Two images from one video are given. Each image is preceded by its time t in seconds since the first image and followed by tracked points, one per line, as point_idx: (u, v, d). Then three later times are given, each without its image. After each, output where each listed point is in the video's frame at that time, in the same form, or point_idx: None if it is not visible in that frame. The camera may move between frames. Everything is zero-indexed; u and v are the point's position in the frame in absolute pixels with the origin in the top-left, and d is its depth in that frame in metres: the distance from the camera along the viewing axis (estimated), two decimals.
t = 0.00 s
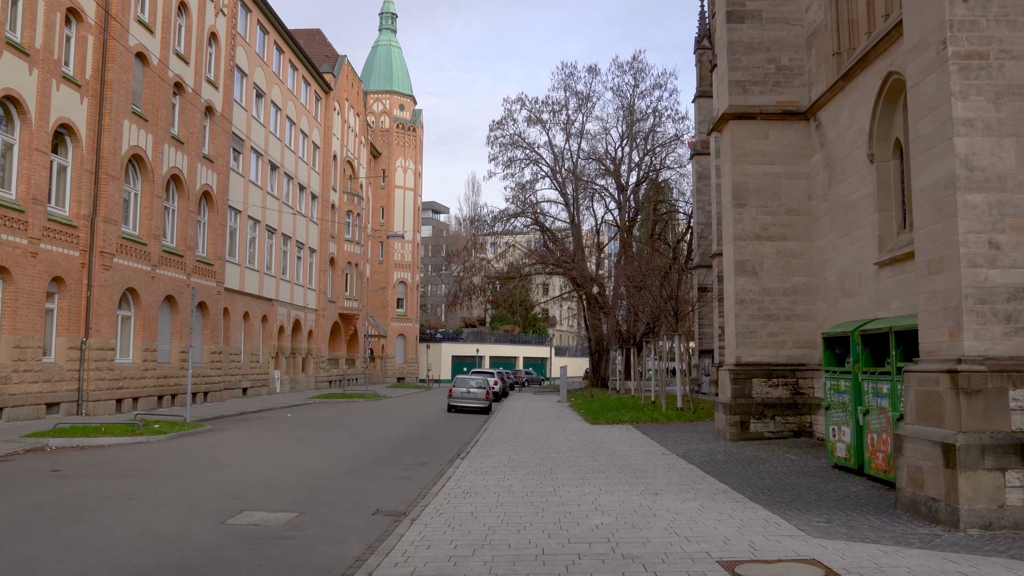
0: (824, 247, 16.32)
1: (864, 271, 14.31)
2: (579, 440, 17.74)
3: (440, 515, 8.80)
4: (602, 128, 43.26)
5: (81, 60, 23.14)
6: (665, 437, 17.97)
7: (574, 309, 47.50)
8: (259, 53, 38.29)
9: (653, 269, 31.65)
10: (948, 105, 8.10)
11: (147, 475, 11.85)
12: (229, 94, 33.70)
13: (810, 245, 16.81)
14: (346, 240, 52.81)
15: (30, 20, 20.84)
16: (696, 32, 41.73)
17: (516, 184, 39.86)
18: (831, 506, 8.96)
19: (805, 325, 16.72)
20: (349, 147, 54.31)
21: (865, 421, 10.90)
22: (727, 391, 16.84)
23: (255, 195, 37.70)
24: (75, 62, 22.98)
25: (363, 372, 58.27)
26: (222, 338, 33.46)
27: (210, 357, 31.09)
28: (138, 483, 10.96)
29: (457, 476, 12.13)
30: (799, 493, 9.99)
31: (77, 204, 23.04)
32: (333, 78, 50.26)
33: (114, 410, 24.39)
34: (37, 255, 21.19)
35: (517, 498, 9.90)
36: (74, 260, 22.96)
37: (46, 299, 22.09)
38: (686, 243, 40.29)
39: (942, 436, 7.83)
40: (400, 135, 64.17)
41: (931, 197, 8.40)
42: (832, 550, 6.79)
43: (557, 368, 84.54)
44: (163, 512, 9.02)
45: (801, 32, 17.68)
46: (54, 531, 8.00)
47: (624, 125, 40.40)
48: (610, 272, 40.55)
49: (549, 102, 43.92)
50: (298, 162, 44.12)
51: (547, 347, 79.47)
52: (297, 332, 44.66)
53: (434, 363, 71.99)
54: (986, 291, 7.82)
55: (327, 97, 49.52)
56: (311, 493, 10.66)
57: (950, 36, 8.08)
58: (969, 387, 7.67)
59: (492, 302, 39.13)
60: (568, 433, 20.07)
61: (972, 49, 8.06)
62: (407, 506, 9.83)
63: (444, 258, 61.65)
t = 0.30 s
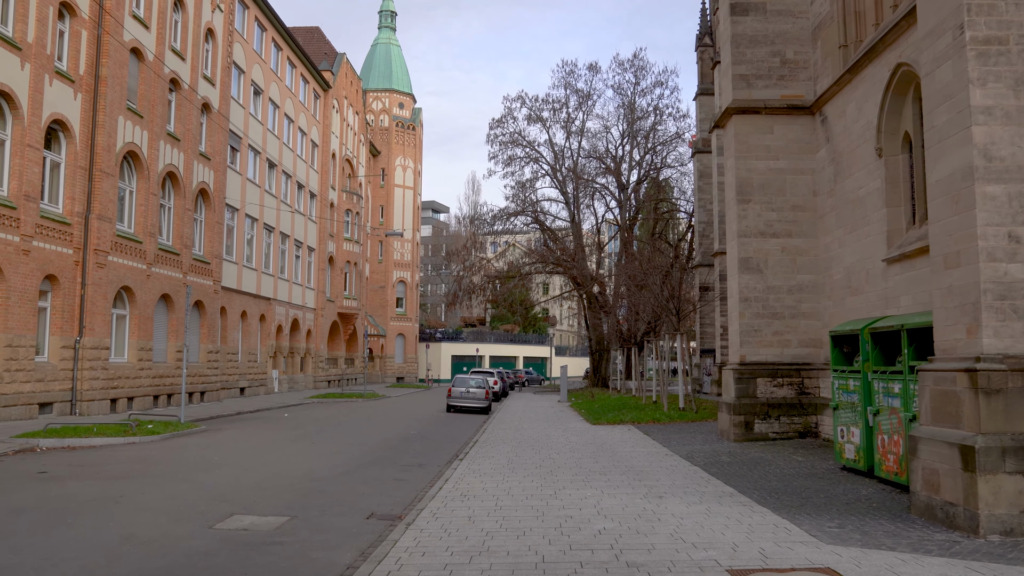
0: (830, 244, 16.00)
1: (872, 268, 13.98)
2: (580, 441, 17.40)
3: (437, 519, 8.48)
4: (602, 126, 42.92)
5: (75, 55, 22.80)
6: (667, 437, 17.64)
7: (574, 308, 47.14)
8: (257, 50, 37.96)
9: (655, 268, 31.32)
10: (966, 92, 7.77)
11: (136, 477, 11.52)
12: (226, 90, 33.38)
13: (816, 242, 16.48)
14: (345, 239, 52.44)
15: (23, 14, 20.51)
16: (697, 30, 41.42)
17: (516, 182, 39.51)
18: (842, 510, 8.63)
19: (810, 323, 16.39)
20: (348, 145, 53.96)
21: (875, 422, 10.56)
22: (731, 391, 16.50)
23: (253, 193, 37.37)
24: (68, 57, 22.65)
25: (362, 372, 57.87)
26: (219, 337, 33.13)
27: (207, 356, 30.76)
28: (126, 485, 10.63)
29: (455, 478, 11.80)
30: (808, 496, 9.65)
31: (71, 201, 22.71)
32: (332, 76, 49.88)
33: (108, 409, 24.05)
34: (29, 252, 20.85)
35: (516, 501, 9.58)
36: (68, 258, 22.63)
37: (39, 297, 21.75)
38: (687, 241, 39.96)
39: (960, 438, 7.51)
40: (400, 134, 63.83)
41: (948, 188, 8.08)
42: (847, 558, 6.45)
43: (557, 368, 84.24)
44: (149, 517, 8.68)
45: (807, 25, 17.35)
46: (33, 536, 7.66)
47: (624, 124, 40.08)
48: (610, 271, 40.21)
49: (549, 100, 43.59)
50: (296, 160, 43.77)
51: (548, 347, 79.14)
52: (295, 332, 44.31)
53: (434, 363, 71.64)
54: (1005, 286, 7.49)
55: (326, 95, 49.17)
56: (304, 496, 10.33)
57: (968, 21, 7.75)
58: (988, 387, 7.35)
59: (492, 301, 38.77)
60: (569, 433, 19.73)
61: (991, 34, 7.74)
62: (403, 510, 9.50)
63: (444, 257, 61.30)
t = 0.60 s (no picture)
0: (837, 241, 15.68)
1: (881, 265, 13.67)
2: (582, 441, 17.09)
3: (435, 523, 8.17)
4: (603, 124, 42.62)
5: (70, 50, 22.53)
6: (670, 437, 17.34)
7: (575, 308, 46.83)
8: (255, 47, 37.66)
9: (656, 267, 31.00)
10: (985, 79, 7.48)
11: (126, 479, 11.21)
12: (223, 87, 33.07)
13: (822, 239, 16.16)
14: (345, 238, 52.11)
15: (15, 8, 20.21)
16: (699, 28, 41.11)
17: (516, 181, 39.21)
18: (855, 514, 8.32)
19: (816, 322, 16.09)
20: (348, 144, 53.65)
21: (887, 422, 10.26)
22: (735, 391, 16.20)
23: (251, 191, 37.08)
24: (62, 52, 22.34)
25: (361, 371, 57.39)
26: (217, 336, 32.84)
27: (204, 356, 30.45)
28: (115, 487, 10.33)
29: (455, 479, 11.49)
30: (819, 498, 9.34)
31: (65, 198, 22.41)
32: (331, 74, 49.57)
33: (103, 409, 23.75)
34: (22, 250, 20.56)
35: (517, 504, 9.27)
36: (62, 256, 22.33)
37: (32, 295, 21.46)
38: (688, 240, 39.67)
39: (981, 439, 7.20)
40: (399, 133, 63.53)
41: (966, 179, 7.77)
42: (865, 566, 6.14)
43: (557, 368, 83.98)
44: (137, 520, 8.37)
45: (813, 18, 17.05)
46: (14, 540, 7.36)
47: (626, 123, 39.80)
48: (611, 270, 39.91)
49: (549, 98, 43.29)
50: (295, 159, 43.47)
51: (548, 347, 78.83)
52: (294, 331, 44.01)
53: (433, 363, 71.33)
54: None
55: (325, 93, 48.86)
56: (298, 498, 10.02)
57: (988, 5, 7.46)
58: (1010, 386, 7.05)
59: (492, 300, 38.45)
60: (570, 433, 19.43)
61: (1012, 18, 7.44)
62: (400, 513, 9.19)
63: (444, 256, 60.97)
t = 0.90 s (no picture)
0: (846, 238, 15.36)
1: (892, 263, 13.36)
2: (585, 443, 16.78)
3: (436, 531, 7.84)
4: (605, 122, 42.30)
5: (65, 46, 22.19)
6: (675, 439, 17.03)
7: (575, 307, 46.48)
8: (254, 45, 37.34)
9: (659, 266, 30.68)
10: (1011, 66, 7.15)
11: (117, 483, 10.90)
12: (222, 85, 32.78)
13: (831, 237, 15.84)
14: (345, 237, 51.75)
15: (9, 3, 19.88)
16: (701, 25, 40.79)
17: (517, 180, 38.86)
18: (873, 521, 8.01)
19: (825, 322, 15.77)
20: (347, 143, 53.36)
21: (901, 425, 9.94)
22: (742, 392, 15.87)
23: (250, 190, 36.76)
24: (58, 48, 22.01)
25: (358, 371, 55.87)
26: (215, 336, 32.54)
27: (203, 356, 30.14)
28: (106, 492, 10.02)
29: (457, 483, 11.19)
30: (833, 504, 9.03)
31: (60, 196, 22.09)
32: (331, 72, 49.24)
33: (100, 410, 23.45)
34: (17, 248, 20.24)
35: (522, 510, 8.95)
36: (58, 254, 22.02)
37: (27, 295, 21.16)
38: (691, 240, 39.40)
39: (1008, 443, 6.88)
40: (400, 132, 63.21)
41: (989, 171, 7.45)
42: None
43: (557, 368, 83.74)
44: (126, 528, 8.06)
45: (820, 12, 16.72)
46: None
47: (627, 121, 39.50)
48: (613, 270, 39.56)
49: (550, 97, 42.99)
50: (295, 157, 43.19)
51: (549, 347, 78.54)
52: (293, 331, 43.69)
53: (434, 363, 70.98)
54: None
55: (325, 91, 48.54)
56: (295, 504, 9.72)
57: None
58: None
59: (493, 300, 38.13)
60: (573, 435, 19.11)
61: None
62: (399, 520, 8.88)
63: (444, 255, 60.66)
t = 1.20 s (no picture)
0: (853, 235, 15.06)
1: (901, 260, 13.06)
2: (586, 444, 16.49)
3: (433, 536, 7.54)
4: (606, 121, 42.02)
5: (60, 42, 21.92)
6: (678, 440, 16.74)
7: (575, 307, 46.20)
8: (252, 42, 37.06)
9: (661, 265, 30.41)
10: None
11: (106, 485, 10.61)
12: (220, 83, 32.51)
13: (837, 234, 15.55)
14: (344, 236, 51.42)
15: None
16: (703, 23, 40.50)
17: (517, 178, 38.57)
18: (888, 525, 7.72)
19: (830, 320, 15.47)
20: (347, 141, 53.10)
21: (913, 425, 9.65)
22: (747, 392, 15.58)
23: (248, 188, 36.48)
24: (53, 43, 21.73)
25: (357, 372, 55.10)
26: (213, 336, 32.24)
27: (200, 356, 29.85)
28: (94, 495, 9.72)
29: (455, 485, 10.90)
30: (844, 507, 8.73)
31: (55, 193, 21.81)
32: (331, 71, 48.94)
33: (95, 410, 23.16)
34: (10, 246, 19.95)
35: (522, 514, 8.66)
36: (52, 253, 21.73)
37: (21, 294, 20.88)
38: (692, 240, 39.12)
39: None
40: (399, 131, 62.93)
41: (1009, 161, 7.16)
42: None
43: (557, 368, 83.50)
44: (112, 532, 7.77)
45: (826, 6, 16.43)
46: None
47: (628, 120, 39.23)
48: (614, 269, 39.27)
49: (551, 95, 42.71)
50: (294, 156, 42.91)
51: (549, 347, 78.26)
52: (292, 331, 43.40)
53: (434, 363, 70.65)
54: None
55: (324, 90, 48.27)
56: (289, 507, 9.42)
57: None
58: None
59: (494, 300, 37.82)
60: (575, 435, 18.81)
61: None
62: (396, 524, 8.59)
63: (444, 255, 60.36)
